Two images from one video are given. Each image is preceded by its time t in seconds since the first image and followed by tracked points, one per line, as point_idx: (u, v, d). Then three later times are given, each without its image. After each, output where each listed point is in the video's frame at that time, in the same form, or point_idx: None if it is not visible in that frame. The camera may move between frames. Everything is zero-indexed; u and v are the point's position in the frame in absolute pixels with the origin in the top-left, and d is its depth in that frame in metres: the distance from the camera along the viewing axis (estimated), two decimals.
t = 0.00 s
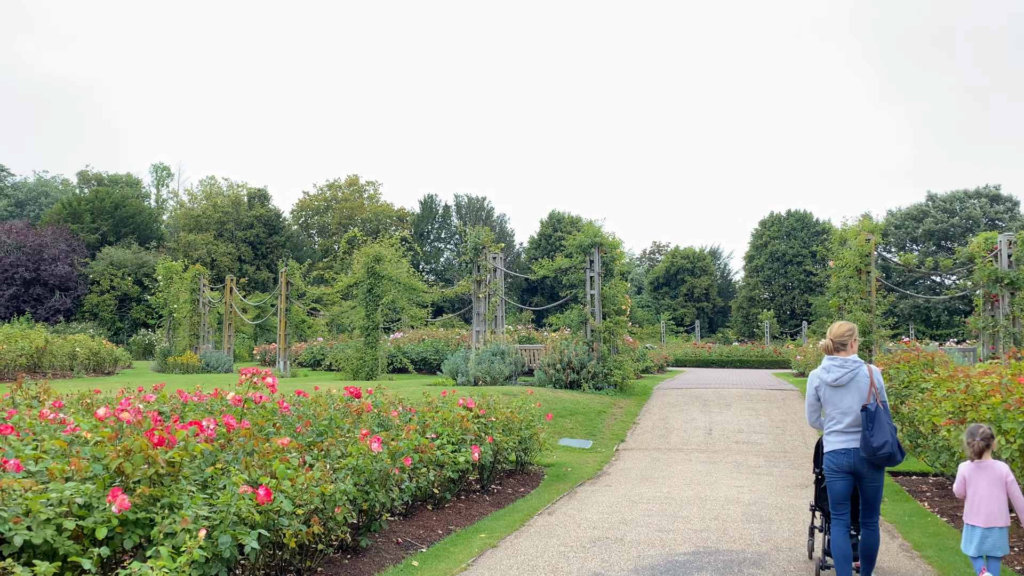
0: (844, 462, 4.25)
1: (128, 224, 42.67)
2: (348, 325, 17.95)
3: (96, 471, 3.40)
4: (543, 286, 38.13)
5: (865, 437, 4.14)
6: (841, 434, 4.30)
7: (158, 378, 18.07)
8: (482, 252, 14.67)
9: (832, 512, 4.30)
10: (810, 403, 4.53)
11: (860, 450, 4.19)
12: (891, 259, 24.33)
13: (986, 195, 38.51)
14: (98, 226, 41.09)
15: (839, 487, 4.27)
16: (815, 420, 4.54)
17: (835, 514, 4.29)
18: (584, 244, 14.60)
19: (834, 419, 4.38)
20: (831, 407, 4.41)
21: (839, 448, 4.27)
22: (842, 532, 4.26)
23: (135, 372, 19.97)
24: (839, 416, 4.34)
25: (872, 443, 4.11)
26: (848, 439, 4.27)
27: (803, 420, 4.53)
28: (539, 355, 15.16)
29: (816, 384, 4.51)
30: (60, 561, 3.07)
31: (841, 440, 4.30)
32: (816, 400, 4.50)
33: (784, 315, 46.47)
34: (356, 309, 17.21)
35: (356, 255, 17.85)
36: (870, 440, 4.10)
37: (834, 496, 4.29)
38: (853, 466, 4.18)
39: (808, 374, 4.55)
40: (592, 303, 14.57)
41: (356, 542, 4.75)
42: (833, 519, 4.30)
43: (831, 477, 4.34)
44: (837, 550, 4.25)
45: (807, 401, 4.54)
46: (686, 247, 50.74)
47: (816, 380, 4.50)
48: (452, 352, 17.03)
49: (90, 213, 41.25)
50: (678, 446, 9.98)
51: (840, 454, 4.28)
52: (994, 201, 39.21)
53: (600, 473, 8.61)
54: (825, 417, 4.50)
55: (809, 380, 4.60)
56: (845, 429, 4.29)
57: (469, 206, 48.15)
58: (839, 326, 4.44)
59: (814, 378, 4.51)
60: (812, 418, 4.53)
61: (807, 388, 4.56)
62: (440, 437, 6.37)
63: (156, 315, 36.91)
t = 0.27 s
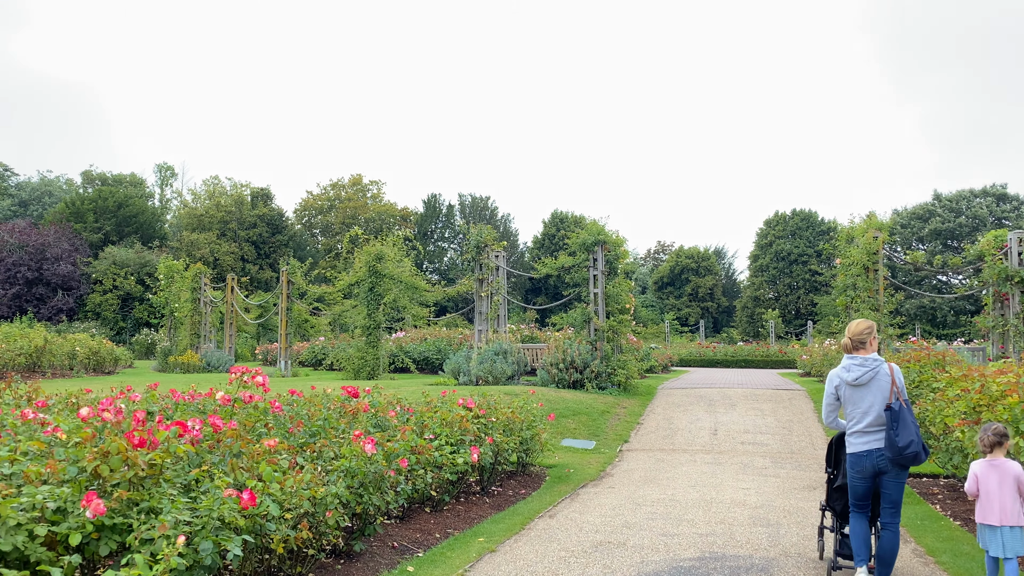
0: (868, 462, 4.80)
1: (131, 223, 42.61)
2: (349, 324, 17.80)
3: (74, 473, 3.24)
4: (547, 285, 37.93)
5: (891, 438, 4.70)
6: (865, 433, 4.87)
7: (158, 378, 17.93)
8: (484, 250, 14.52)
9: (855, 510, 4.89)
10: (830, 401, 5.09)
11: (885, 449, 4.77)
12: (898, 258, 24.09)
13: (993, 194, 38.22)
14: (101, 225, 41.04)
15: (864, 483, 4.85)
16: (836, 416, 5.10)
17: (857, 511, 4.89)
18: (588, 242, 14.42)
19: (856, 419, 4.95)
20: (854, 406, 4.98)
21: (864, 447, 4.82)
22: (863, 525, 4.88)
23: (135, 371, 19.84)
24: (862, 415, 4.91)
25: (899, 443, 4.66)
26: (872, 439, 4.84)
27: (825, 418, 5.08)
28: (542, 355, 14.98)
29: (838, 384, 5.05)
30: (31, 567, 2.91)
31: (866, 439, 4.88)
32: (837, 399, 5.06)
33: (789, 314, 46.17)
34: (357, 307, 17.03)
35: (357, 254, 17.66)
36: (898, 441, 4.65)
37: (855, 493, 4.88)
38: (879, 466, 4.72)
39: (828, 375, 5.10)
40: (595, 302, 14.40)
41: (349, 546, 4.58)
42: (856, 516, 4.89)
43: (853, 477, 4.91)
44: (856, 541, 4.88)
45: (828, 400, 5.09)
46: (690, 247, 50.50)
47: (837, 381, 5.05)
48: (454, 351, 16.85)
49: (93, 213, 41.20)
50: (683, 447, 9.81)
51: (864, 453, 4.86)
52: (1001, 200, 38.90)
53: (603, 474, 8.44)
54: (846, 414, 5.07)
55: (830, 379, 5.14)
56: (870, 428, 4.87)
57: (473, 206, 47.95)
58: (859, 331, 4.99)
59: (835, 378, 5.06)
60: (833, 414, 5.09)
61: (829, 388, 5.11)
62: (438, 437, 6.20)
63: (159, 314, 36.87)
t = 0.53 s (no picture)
0: (882, 460, 4.73)
1: (132, 223, 42.48)
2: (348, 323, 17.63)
3: (37, 478, 3.05)
4: (548, 285, 37.75)
5: (909, 435, 4.62)
6: (880, 430, 4.80)
7: (154, 378, 17.77)
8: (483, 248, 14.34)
9: (868, 511, 4.84)
10: (842, 398, 5.03)
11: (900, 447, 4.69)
12: (902, 257, 23.86)
13: (996, 193, 37.96)
14: (102, 225, 40.93)
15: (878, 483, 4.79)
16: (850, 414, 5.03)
17: (870, 513, 4.83)
18: (589, 240, 14.24)
19: (870, 415, 4.88)
20: (868, 403, 4.91)
21: (878, 445, 4.74)
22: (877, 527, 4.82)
23: (133, 371, 19.69)
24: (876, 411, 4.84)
25: (917, 440, 4.58)
26: (886, 437, 4.77)
27: (837, 415, 5.01)
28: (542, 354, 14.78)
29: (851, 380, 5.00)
30: None
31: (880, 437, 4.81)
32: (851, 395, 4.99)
33: (792, 314, 45.93)
34: (356, 306, 16.83)
35: (355, 252, 17.46)
36: (916, 438, 4.58)
37: (869, 494, 4.82)
38: (893, 465, 4.64)
39: (842, 371, 5.04)
40: (596, 301, 14.20)
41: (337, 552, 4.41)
42: (869, 516, 4.84)
43: (866, 477, 4.84)
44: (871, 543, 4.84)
45: (840, 396, 5.03)
46: (692, 246, 50.29)
47: (852, 377, 4.99)
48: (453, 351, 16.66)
49: (93, 212, 41.06)
50: (685, 448, 9.61)
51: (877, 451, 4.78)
52: (1005, 199, 38.62)
53: (603, 476, 8.26)
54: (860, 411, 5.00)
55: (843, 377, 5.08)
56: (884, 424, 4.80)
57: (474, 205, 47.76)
58: (875, 327, 4.95)
59: (849, 374, 5.01)
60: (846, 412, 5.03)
61: (841, 385, 5.05)
62: (432, 438, 6.02)
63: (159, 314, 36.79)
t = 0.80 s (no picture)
0: (883, 464, 4.55)
1: (130, 222, 42.35)
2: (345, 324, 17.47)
3: None
4: (548, 285, 37.61)
5: (909, 440, 4.44)
6: (882, 435, 4.61)
7: (151, 378, 17.62)
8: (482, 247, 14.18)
9: (873, 515, 4.64)
10: (847, 402, 4.85)
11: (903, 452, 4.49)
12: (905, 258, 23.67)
13: (998, 193, 37.80)
14: (100, 224, 40.79)
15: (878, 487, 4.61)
16: (852, 419, 4.85)
17: (875, 519, 4.64)
18: (588, 240, 14.06)
19: (875, 420, 4.70)
20: (871, 407, 4.73)
21: (879, 450, 4.57)
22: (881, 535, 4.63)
23: (129, 372, 19.55)
24: (880, 416, 4.66)
25: (917, 446, 4.40)
26: (888, 440, 4.60)
27: (841, 419, 4.83)
28: (541, 355, 14.61)
29: (854, 384, 4.83)
30: None
31: (881, 442, 4.61)
32: (855, 399, 4.82)
33: (793, 314, 45.77)
34: (354, 306, 16.66)
35: (353, 251, 17.29)
36: (916, 444, 4.40)
37: (873, 497, 4.64)
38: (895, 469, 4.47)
39: (848, 375, 4.87)
40: (596, 301, 14.03)
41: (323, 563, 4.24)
42: (874, 523, 4.65)
43: (869, 480, 4.68)
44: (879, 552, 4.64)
45: (845, 400, 4.85)
46: (693, 246, 50.15)
47: (856, 381, 4.81)
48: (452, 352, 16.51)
49: (92, 211, 40.89)
50: (686, 451, 9.44)
51: (878, 454, 4.60)
52: (1007, 199, 38.47)
53: (602, 480, 8.08)
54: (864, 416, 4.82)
55: (848, 380, 4.91)
56: (885, 430, 4.61)
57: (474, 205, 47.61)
58: (881, 329, 4.76)
59: (854, 378, 4.83)
60: (849, 416, 4.85)
61: (847, 389, 4.87)
62: (425, 443, 5.85)
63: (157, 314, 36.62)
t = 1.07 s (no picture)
0: (895, 463, 4.37)
1: (128, 221, 42.18)
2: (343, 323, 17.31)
3: None
4: (548, 285, 37.43)
5: (921, 438, 4.27)
6: (893, 433, 4.43)
7: (147, 378, 17.45)
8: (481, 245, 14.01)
9: (885, 516, 4.43)
10: (857, 398, 4.67)
11: (915, 451, 4.32)
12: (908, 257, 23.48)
13: (1000, 192, 37.61)
14: (98, 224, 40.61)
15: (890, 486, 4.42)
16: (862, 416, 4.67)
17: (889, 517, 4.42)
18: (588, 237, 13.88)
19: (885, 417, 4.52)
20: (881, 403, 4.54)
21: (890, 447, 4.40)
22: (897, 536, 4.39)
23: (126, 372, 19.37)
24: (890, 413, 4.47)
25: (929, 444, 4.23)
26: (899, 439, 4.42)
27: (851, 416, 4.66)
28: (541, 354, 14.44)
29: (864, 380, 4.64)
30: None
31: (891, 440, 4.43)
32: (864, 395, 4.63)
33: (794, 314, 45.59)
34: (352, 305, 16.46)
35: (351, 250, 17.09)
36: (929, 441, 4.22)
37: (884, 497, 4.44)
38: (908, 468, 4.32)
39: (857, 370, 4.68)
40: (596, 299, 13.84)
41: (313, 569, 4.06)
42: (886, 522, 4.43)
43: (880, 479, 4.48)
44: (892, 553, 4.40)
45: (855, 396, 4.67)
46: (694, 246, 49.96)
47: (866, 376, 4.63)
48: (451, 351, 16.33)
49: (90, 211, 40.71)
50: (689, 451, 9.27)
51: (889, 453, 4.41)
52: (1008, 198, 38.27)
53: (603, 481, 7.90)
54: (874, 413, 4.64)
55: (858, 375, 4.72)
56: (896, 427, 4.43)
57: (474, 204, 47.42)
58: (892, 323, 4.57)
59: (864, 373, 4.64)
60: (859, 413, 4.67)
61: (857, 384, 4.68)
62: (421, 443, 5.67)
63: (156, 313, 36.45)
